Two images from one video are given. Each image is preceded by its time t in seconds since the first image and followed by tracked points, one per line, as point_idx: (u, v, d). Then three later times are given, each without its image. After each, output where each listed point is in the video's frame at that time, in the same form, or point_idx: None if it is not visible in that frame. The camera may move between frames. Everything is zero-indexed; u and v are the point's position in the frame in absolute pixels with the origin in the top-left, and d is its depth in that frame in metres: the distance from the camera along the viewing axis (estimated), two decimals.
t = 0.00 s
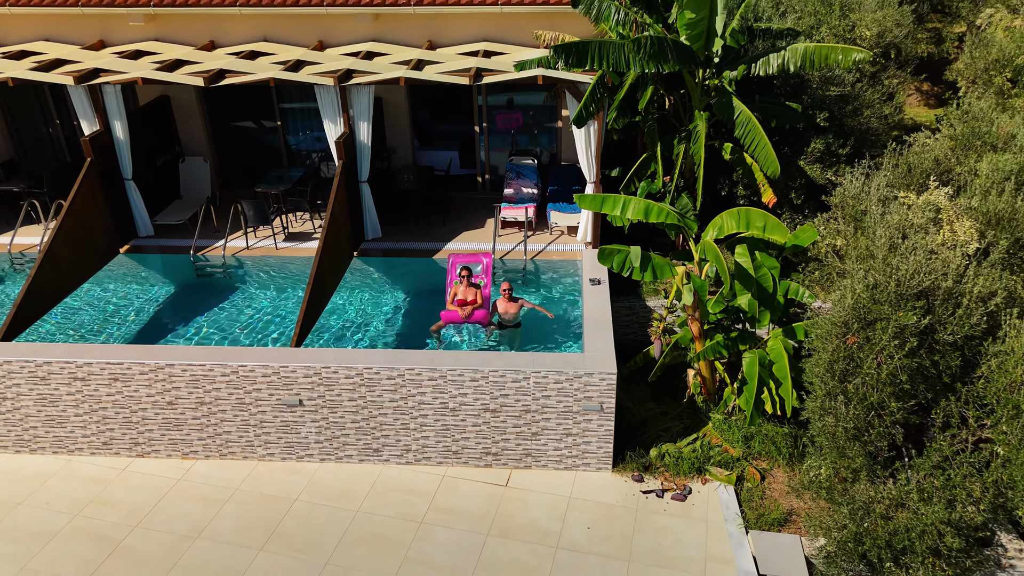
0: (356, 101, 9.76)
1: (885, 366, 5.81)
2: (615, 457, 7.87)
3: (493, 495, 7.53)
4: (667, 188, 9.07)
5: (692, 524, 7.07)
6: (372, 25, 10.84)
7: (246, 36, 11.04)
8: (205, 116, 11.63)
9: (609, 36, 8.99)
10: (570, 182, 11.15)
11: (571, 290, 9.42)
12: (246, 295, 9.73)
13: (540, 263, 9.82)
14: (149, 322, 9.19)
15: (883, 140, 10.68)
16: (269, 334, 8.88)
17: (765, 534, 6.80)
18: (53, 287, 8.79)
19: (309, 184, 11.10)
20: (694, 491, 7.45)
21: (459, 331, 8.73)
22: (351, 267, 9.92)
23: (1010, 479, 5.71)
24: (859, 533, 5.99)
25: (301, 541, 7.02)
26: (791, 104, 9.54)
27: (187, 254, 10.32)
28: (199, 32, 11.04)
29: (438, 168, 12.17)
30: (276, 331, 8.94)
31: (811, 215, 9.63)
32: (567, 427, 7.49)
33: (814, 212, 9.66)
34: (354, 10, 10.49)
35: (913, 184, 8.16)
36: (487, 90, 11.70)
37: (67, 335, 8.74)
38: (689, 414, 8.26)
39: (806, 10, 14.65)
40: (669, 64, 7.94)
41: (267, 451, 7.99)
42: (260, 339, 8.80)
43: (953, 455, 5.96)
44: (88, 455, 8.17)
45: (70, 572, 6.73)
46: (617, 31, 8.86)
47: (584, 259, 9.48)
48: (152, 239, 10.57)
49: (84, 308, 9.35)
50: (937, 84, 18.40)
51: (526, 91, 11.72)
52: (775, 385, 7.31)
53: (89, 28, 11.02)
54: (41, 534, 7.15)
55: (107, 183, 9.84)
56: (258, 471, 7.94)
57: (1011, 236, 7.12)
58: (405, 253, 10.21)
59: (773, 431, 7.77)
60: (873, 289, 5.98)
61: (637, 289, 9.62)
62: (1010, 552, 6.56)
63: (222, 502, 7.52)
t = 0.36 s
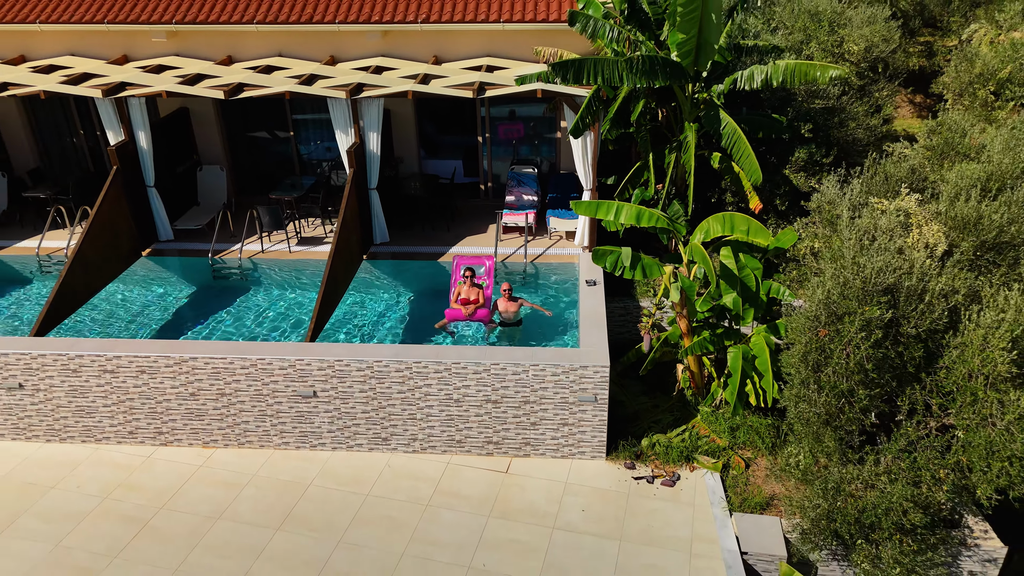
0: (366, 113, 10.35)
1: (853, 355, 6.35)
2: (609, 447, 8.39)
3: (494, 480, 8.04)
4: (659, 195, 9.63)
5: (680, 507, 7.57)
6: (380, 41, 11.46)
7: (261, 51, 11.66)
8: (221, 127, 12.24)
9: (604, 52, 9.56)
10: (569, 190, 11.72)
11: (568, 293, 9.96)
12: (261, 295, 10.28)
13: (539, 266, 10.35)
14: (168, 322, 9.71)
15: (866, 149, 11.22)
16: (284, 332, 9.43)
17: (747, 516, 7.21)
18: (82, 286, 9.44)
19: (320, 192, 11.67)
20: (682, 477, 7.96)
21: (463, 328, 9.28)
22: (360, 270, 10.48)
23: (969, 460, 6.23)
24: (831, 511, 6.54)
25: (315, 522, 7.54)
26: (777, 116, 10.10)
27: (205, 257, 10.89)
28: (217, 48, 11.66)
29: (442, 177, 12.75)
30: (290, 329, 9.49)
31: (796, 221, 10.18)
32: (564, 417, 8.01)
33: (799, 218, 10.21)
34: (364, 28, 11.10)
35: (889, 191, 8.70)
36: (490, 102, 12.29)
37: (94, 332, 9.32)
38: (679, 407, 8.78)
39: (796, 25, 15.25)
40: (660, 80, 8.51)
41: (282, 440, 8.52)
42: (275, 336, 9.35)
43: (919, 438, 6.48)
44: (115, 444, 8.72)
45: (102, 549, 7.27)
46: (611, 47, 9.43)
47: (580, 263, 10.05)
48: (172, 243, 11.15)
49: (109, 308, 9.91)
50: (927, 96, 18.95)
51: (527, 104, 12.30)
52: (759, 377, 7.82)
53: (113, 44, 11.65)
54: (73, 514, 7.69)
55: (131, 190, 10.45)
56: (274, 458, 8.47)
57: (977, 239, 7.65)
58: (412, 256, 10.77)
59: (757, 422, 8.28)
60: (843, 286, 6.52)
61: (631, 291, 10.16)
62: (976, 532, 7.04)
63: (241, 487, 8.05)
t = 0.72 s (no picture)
0: (375, 123, 10.98)
1: (825, 346, 6.92)
2: (603, 436, 8.94)
3: (495, 467, 8.60)
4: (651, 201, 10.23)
5: (668, 491, 8.13)
6: (388, 56, 12.10)
7: (275, 65, 12.29)
8: (236, 136, 12.87)
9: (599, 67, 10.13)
10: (566, 197, 12.32)
11: (565, 294, 10.52)
12: (275, 296, 10.87)
13: (538, 268, 10.95)
14: (187, 321, 10.27)
15: (848, 158, 11.83)
16: (297, 329, 10.01)
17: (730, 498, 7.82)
18: (108, 287, 10.07)
19: (330, 198, 12.27)
20: (671, 464, 8.51)
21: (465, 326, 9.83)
22: (369, 272, 11.08)
23: (931, 442, 6.80)
24: (806, 490, 7.10)
25: (329, 504, 8.10)
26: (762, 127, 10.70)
27: (222, 259, 11.50)
28: (233, 61, 12.30)
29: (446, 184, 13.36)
30: (303, 327, 10.07)
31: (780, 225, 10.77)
32: (561, 407, 8.57)
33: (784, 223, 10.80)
34: (373, 43, 11.74)
35: (865, 197, 9.29)
36: (491, 113, 12.91)
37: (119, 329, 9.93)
38: (669, 400, 9.34)
39: (786, 40, 15.90)
40: (652, 93, 9.11)
41: (297, 430, 9.09)
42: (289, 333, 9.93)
43: (887, 424, 7.03)
44: (139, 434, 9.29)
45: (131, 527, 7.83)
46: (606, 62, 10.03)
47: (577, 265, 10.62)
48: (189, 246, 11.77)
49: (132, 307, 10.50)
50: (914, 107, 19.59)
51: (527, 115, 12.93)
52: (742, 369, 8.39)
53: (135, 58, 12.29)
54: (103, 497, 8.25)
55: (152, 196, 11.10)
56: (289, 447, 9.04)
57: (944, 241, 8.25)
58: (417, 259, 11.36)
59: (741, 413, 8.84)
60: (816, 284, 7.10)
61: (625, 291, 10.75)
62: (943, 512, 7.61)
63: (259, 472, 8.61)
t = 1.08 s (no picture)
0: (384, 134, 11.67)
1: (799, 338, 7.56)
2: (598, 426, 9.55)
3: (496, 453, 9.22)
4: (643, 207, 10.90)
5: (657, 475, 8.74)
6: (396, 70, 12.79)
7: (289, 78, 12.99)
8: (251, 145, 13.57)
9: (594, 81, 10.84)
10: (564, 204, 13.00)
11: (563, 295, 11.14)
12: (290, 296, 11.52)
13: (538, 270, 11.62)
14: (206, 319, 10.91)
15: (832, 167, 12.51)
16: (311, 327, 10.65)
17: (715, 482, 8.43)
18: (133, 287, 10.71)
19: (341, 205, 12.93)
20: (661, 451, 9.11)
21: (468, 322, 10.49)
22: (378, 273, 11.74)
23: (897, 426, 7.41)
24: (783, 472, 7.70)
25: (342, 487, 8.71)
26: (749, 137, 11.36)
27: (239, 261, 12.13)
28: (250, 75, 13.00)
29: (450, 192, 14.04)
30: (316, 325, 10.71)
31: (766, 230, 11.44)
32: (558, 397, 9.19)
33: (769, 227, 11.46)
34: (382, 58, 12.44)
35: (842, 203, 9.96)
36: (494, 124, 13.59)
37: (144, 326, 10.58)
38: (661, 392, 9.97)
39: (776, 54, 16.61)
40: (644, 107, 9.78)
41: (311, 420, 9.72)
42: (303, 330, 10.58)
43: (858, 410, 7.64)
44: (163, 423, 9.92)
45: (159, 507, 8.45)
46: (601, 77, 10.72)
47: (574, 268, 11.26)
48: (207, 249, 12.43)
49: (155, 307, 11.15)
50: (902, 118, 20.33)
51: (527, 125, 13.62)
52: (727, 363, 9.00)
53: (157, 72, 12.99)
54: (132, 480, 8.87)
55: (174, 202, 11.78)
56: (304, 436, 9.66)
57: (914, 243, 8.92)
58: (423, 262, 12.02)
59: (727, 404, 9.45)
60: (792, 281, 7.74)
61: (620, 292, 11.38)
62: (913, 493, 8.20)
63: (276, 459, 9.23)
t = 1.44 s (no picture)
0: (393, 144, 12.33)
1: (778, 334, 8.17)
2: (594, 418, 10.14)
3: (499, 444, 9.81)
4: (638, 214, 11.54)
5: (649, 463, 9.32)
6: (403, 84, 13.46)
7: (302, 91, 13.66)
8: (265, 155, 14.23)
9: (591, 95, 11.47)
10: (564, 211, 13.62)
11: (561, 297, 11.75)
12: (302, 297, 12.14)
13: (538, 273, 12.24)
14: (223, 319, 11.51)
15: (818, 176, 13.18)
16: (323, 326, 11.27)
17: (704, 470, 8.98)
18: (156, 288, 11.34)
19: (351, 211, 13.58)
20: (653, 442, 9.69)
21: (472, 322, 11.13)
22: (386, 277, 12.37)
23: (870, 415, 8.00)
24: (764, 458, 8.27)
25: (354, 474, 9.31)
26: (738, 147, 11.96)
27: (254, 265, 12.79)
28: (264, 88, 13.67)
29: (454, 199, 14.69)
30: (328, 324, 11.33)
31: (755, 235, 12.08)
32: (557, 391, 9.79)
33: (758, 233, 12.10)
34: (390, 73, 13.12)
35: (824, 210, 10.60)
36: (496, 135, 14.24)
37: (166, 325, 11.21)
38: (654, 388, 10.57)
39: (766, 67, 17.29)
40: (637, 119, 10.41)
41: (324, 412, 10.32)
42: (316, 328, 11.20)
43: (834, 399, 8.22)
44: (185, 416, 10.53)
45: (184, 492, 9.06)
46: (597, 91, 11.36)
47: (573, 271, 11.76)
48: (224, 254, 13.07)
49: (176, 307, 11.78)
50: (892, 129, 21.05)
51: (528, 136, 14.27)
52: (714, 358, 9.61)
53: (176, 85, 13.67)
54: (157, 468, 9.49)
55: (193, 209, 12.43)
56: (317, 428, 10.26)
57: (890, 246, 9.58)
58: (429, 265, 12.65)
59: (716, 398, 10.04)
60: (773, 281, 8.37)
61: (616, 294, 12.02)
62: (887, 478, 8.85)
63: (292, 449, 9.83)
